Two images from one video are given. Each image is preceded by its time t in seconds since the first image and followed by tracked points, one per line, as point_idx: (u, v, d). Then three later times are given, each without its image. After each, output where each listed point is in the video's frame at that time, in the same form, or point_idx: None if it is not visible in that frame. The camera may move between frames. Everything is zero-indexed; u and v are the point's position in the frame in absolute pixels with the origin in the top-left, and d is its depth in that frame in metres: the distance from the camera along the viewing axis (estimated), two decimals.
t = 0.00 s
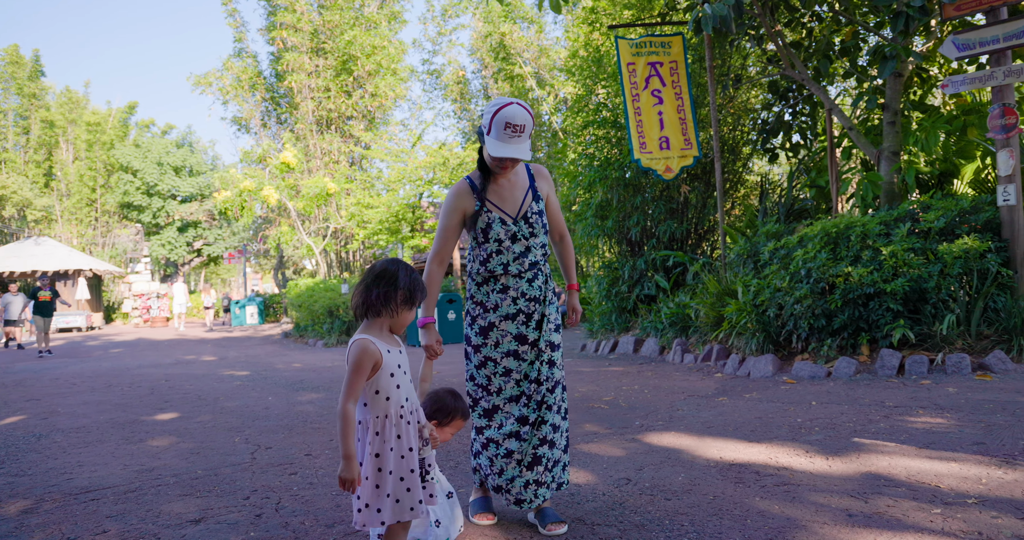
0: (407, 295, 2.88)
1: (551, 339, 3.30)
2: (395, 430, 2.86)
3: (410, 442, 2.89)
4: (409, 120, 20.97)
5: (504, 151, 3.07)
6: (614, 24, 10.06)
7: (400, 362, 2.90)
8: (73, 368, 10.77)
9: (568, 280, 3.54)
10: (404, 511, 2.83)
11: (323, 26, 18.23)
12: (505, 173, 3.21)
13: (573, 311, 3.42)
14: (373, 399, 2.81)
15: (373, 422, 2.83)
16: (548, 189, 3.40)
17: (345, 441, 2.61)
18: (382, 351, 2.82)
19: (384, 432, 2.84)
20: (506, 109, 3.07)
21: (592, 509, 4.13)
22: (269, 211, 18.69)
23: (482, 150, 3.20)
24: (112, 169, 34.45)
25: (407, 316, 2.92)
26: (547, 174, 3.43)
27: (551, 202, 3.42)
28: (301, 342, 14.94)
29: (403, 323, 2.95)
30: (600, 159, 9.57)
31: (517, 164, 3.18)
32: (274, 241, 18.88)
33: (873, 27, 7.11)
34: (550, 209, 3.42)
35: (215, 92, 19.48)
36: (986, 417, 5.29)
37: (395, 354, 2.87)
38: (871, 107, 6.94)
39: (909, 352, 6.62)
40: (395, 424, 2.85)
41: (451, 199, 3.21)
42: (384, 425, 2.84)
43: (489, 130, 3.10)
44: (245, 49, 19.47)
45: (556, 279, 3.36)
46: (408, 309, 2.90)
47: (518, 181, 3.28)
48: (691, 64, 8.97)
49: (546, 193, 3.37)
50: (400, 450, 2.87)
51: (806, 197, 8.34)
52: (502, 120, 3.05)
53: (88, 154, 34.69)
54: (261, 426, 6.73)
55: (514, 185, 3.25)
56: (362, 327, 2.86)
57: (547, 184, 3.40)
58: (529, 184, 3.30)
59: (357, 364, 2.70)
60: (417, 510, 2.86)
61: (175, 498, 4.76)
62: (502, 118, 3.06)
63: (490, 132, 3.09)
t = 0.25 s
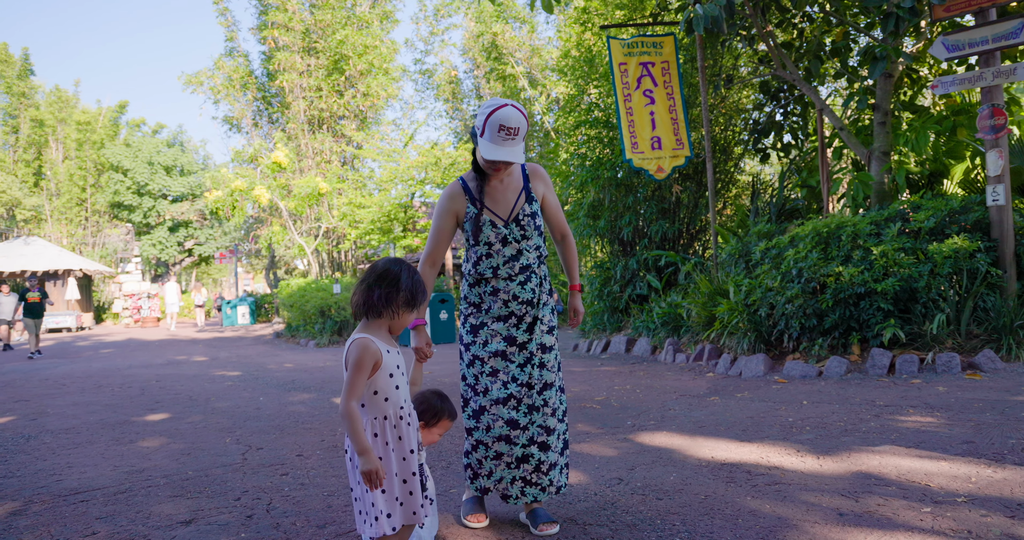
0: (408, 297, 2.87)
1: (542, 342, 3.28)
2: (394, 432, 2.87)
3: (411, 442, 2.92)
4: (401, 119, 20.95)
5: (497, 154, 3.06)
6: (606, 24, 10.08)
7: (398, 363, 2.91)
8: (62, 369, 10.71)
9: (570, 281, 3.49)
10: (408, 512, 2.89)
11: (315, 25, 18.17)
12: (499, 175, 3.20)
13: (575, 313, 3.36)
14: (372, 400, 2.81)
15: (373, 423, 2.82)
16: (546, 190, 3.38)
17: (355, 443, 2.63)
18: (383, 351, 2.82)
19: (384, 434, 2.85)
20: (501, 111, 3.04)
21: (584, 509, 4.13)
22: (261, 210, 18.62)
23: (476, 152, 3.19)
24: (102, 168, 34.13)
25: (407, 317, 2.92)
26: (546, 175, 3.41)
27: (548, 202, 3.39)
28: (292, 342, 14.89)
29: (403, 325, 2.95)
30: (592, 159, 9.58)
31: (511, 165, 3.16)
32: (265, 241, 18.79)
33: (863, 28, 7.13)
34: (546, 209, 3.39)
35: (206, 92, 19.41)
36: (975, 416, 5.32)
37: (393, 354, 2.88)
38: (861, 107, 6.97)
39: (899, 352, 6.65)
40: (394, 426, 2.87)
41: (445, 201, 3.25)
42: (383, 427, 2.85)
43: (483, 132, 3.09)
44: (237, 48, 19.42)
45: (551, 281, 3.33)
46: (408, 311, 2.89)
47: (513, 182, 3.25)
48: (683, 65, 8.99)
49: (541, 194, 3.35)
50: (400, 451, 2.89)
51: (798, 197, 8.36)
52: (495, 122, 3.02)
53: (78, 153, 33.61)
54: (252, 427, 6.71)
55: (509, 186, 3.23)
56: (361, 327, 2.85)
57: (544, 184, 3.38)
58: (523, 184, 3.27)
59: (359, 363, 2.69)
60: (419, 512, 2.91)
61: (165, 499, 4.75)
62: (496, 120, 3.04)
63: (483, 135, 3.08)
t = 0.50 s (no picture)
0: (414, 298, 2.89)
1: (531, 341, 3.30)
2: (398, 432, 2.90)
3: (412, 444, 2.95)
4: (394, 120, 20.96)
5: (472, 154, 3.05)
6: (597, 24, 10.11)
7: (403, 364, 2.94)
8: (55, 372, 10.68)
9: (553, 277, 3.48)
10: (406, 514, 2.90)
11: (307, 26, 18.18)
12: (476, 177, 3.20)
13: (561, 310, 3.33)
14: (378, 398, 2.82)
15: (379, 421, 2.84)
16: (524, 188, 3.38)
17: (364, 439, 2.65)
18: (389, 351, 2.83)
19: (389, 432, 2.87)
20: (472, 112, 3.05)
21: (578, 509, 4.13)
22: (253, 212, 18.61)
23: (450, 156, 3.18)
24: (94, 170, 34.00)
25: (411, 320, 2.93)
26: (522, 174, 3.41)
27: (527, 202, 3.39)
28: (286, 344, 14.87)
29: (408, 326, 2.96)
30: (585, 159, 9.59)
31: (486, 166, 3.16)
32: (258, 242, 18.77)
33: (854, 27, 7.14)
34: (526, 208, 3.39)
35: (198, 93, 19.40)
36: (968, 413, 5.34)
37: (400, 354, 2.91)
38: (853, 106, 6.99)
39: (893, 349, 6.67)
40: (399, 426, 2.90)
41: (424, 210, 3.23)
42: (388, 426, 2.87)
43: (456, 135, 3.09)
44: (229, 49, 19.42)
45: (538, 280, 3.35)
46: (414, 312, 2.91)
47: (491, 185, 3.26)
48: (675, 64, 9.02)
49: (521, 192, 3.36)
50: (401, 452, 2.91)
51: (790, 196, 8.38)
52: (467, 123, 3.03)
53: (71, 156, 33.61)
54: (246, 429, 6.70)
55: (486, 188, 3.24)
56: (366, 325, 2.85)
57: (522, 182, 3.38)
58: (501, 185, 3.28)
59: (370, 359, 2.70)
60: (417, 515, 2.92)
61: (159, 502, 4.73)
62: (467, 122, 3.05)
63: (456, 139, 3.08)
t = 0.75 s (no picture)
0: (417, 302, 2.89)
1: (515, 340, 3.30)
2: (397, 431, 2.89)
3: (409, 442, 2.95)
4: (388, 120, 20.97)
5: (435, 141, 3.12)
6: (592, 24, 10.12)
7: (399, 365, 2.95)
8: (47, 373, 10.64)
9: (531, 280, 3.52)
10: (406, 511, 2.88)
11: (301, 26, 18.16)
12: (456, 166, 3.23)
13: (535, 312, 3.40)
14: (379, 397, 2.82)
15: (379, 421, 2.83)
16: (505, 188, 3.42)
17: (371, 433, 2.65)
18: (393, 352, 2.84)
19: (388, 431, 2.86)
20: (433, 101, 3.14)
21: (572, 509, 4.13)
22: (247, 213, 18.59)
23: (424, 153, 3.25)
24: (87, 170, 33.87)
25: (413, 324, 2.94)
26: (503, 174, 3.45)
27: (509, 200, 3.42)
28: (280, 344, 14.85)
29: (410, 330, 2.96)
30: (579, 158, 9.61)
31: (456, 152, 3.20)
32: (252, 243, 18.73)
33: (846, 27, 7.16)
34: (507, 207, 3.43)
35: (191, 93, 19.36)
36: (961, 412, 5.35)
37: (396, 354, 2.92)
38: (846, 105, 7.01)
39: (886, 349, 6.69)
40: (397, 425, 2.89)
41: (406, 212, 3.32)
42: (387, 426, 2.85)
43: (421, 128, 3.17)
44: (222, 50, 19.38)
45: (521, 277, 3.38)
46: (416, 316, 2.91)
47: (471, 182, 3.30)
48: (669, 64, 9.04)
49: (501, 192, 3.39)
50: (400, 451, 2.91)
51: (784, 195, 8.39)
52: (428, 112, 3.11)
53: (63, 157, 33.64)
54: (240, 430, 6.68)
55: (465, 185, 3.29)
56: (369, 324, 2.85)
57: (502, 182, 3.41)
58: (482, 184, 3.32)
59: (374, 356, 2.70)
60: (417, 512, 2.91)
61: (152, 504, 4.72)
62: (428, 110, 3.12)
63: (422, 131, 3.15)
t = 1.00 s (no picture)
0: (410, 301, 2.88)
1: (503, 340, 3.31)
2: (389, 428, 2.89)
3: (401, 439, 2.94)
4: (382, 121, 20.98)
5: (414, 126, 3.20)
6: (586, 24, 10.12)
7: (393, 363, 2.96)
8: (41, 374, 10.62)
9: (515, 282, 3.53)
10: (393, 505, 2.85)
11: (295, 26, 18.14)
12: (441, 152, 3.29)
13: (523, 316, 3.45)
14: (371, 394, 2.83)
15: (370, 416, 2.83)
16: (492, 189, 3.45)
17: (366, 426, 2.65)
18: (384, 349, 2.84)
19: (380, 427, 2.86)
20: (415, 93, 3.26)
21: (567, 510, 4.14)
22: (241, 213, 18.58)
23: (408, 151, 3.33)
24: (81, 170, 33.79)
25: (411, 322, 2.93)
26: (491, 176, 3.49)
27: (495, 201, 3.43)
28: (274, 345, 14.85)
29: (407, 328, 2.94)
30: (574, 158, 9.62)
31: (437, 141, 3.26)
32: (246, 243, 18.72)
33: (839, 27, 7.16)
34: (494, 208, 3.44)
35: (185, 93, 19.34)
36: (954, 412, 5.36)
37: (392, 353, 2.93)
38: (839, 105, 7.02)
39: (879, 348, 6.71)
40: (390, 422, 2.90)
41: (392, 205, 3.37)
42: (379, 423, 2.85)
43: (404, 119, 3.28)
44: (216, 50, 19.36)
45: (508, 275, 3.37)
46: (410, 315, 2.89)
47: (457, 177, 3.35)
48: (663, 64, 9.05)
49: (489, 192, 3.42)
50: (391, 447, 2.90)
51: (777, 195, 8.40)
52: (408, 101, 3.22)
53: (57, 157, 33.63)
54: (234, 431, 6.69)
55: (453, 182, 3.33)
56: (364, 323, 2.88)
57: (490, 183, 3.44)
58: (468, 184, 3.35)
59: (365, 353, 2.71)
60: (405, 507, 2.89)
61: (146, 505, 4.72)
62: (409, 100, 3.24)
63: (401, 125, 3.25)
